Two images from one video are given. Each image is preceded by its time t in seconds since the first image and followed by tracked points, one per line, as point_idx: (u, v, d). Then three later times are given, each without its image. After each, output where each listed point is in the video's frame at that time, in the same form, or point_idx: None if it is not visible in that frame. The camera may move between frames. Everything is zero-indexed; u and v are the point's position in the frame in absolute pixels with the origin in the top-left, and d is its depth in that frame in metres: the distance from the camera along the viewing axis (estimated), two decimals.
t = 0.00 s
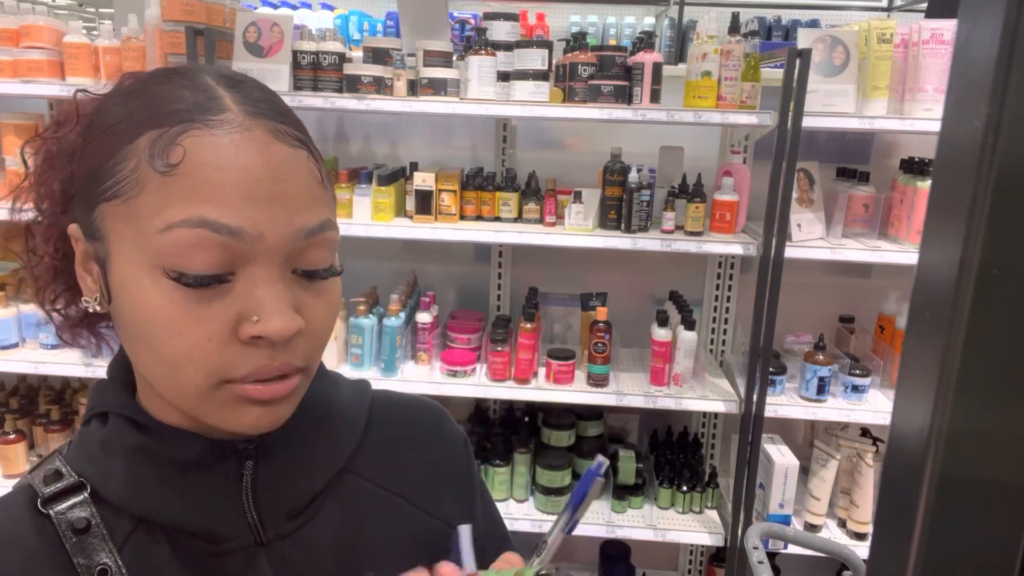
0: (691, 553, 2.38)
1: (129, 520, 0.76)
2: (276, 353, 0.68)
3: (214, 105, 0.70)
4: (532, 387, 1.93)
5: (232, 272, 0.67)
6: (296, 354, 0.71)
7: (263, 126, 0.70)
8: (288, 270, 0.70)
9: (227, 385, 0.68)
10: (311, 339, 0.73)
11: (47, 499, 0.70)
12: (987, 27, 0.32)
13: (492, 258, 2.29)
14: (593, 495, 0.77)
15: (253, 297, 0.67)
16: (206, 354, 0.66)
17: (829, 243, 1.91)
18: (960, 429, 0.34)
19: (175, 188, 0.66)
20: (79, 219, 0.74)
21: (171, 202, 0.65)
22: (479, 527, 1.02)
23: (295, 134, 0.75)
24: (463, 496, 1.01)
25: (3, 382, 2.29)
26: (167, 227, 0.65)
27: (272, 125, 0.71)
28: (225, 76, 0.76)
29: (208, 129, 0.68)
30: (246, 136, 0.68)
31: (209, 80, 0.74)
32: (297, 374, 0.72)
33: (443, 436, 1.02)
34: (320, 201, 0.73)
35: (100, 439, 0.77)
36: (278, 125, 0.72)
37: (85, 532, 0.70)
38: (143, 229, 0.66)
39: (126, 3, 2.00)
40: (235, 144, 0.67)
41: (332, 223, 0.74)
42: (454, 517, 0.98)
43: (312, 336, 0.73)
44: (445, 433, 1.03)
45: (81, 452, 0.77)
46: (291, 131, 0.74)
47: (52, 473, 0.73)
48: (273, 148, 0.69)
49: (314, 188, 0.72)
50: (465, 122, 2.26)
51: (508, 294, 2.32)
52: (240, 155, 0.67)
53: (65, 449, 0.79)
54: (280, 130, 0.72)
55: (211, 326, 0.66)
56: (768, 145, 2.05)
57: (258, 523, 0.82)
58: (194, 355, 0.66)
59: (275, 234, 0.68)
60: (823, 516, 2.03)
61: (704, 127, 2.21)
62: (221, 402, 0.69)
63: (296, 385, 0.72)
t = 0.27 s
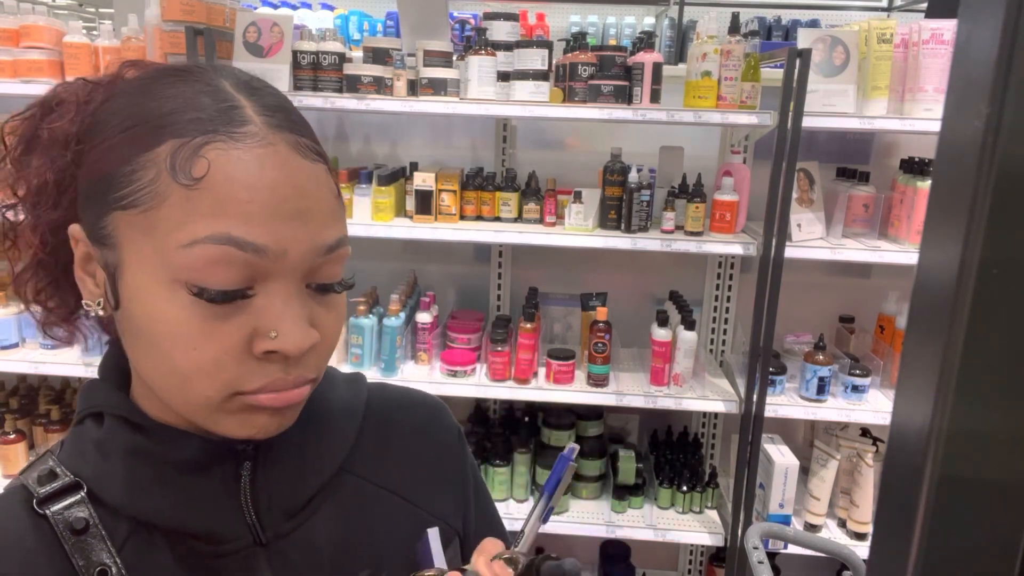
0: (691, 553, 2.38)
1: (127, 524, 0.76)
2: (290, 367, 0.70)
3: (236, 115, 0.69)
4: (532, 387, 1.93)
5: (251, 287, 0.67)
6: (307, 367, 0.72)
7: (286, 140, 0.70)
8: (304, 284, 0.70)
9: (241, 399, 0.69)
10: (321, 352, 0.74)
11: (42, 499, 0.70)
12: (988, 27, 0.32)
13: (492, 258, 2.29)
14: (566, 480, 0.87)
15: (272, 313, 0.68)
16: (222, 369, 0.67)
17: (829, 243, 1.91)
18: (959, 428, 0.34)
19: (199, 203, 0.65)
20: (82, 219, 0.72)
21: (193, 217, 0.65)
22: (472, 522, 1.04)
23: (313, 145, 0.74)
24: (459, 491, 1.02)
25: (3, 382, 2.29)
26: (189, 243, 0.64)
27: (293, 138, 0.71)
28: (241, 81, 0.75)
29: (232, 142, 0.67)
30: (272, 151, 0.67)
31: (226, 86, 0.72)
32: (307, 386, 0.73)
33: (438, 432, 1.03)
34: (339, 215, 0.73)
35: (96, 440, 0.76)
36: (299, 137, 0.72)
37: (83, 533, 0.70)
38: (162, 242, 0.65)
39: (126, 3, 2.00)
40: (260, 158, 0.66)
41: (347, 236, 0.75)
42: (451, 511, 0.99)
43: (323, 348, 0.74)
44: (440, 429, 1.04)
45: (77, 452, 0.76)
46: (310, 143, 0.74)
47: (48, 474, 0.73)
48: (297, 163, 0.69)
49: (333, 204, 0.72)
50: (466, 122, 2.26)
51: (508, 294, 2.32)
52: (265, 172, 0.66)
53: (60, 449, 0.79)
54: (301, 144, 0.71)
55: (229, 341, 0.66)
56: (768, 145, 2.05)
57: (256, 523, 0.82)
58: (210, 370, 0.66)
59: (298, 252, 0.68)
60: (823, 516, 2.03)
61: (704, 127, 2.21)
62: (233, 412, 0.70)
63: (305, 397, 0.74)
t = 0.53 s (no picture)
0: (691, 553, 2.38)
1: (120, 525, 0.75)
2: (295, 377, 0.70)
3: (259, 122, 0.70)
4: (532, 387, 1.93)
5: (265, 295, 0.67)
6: (312, 377, 0.73)
7: (307, 149, 0.71)
8: (315, 293, 0.71)
9: (244, 408, 0.69)
10: (325, 362, 0.75)
11: (33, 506, 0.69)
12: (988, 27, 0.32)
13: (492, 258, 2.29)
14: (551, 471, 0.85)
15: (282, 321, 0.68)
16: (229, 377, 0.67)
17: (829, 243, 1.91)
18: (959, 428, 0.34)
19: (220, 209, 0.65)
20: (93, 219, 0.71)
21: (212, 222, 0.65)
22: (468, 520, 1.04)
23: (329, 155, 0.76)
24: (454, 489, 1.02)
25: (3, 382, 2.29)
26: (207, 248, 0.64)
27: (313, 148, 0.72)
28: (261, 89, 0.76)
29: (255, 149, 0.67)
30: (293, 160, 0.68)
31: (246, 93, 0.73)
32: (307, 398, 0.74)
33: (432, 431, 1.04)
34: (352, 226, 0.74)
35: (88, 445, 0.75)
36: (317, 148, 0.73)
37: (76, 539, 0.69)
38: (178, 246, 0.65)
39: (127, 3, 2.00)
40: (281, 166, 0.67)
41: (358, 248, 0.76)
42: (447, 509, 1.00)
43: (328, 358, 0.75)
44: (434, 427, 1.05)
45: (68, 457, 0.75)
46: (328, 153, 0.75)
47: (38, 480, 0.71)
48: (316, 173, 0.70)
49: (349, 217, 0.73)
50: (465, 122, 2.26)
51: (508, 294, 2.32)
52: (286, 180, 0.67)
53: (51, 454, 0.78)
54: (320, 154, 0.73)
55: (239, 348, 0.66)
56: (768, 145, 2.05)
57: (253, 523, 0.83)
58: (218, 377, 0.66)
59: (313, 261, 0.68)
60: (823, 517, 2.03)
61: (704, 127, 2.21)
62: (235, 424, 0.70)
63: (304, 408, 0.75)
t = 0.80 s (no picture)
0: (691, 553, 2.38)
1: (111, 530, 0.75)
2: (295, 384, 0.71)
3: (293, 130, 0.71)
4: (532, 387, 1.93)
5: (282, 299, 0.67)
6: (310, 385, 0.73)
7: (337, 162, 0.72)
8: (327, 302, 0.71)
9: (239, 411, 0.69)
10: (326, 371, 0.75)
11: (24, 510, 0.69)
12: (988, 27, 0.32)
13: (492, 258, 2.29)
14: (542, 460, 0.84)
15: (293, 326, 0.68)
16: (234, 377, 0.67)
17: (829, 243, 1.91)
18: (959, 429, 0.34)
19: (250, 209, 0.65)
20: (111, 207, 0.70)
21: (240, 222, 0.65)
22: (467, 518, 1.04)
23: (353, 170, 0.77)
24: (451, 488, 1.02)
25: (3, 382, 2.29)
26: (233, 246, 0.64)
27: (341, 161, 0.73)
28: (294, 100, 0.76)
29: (291, 155, 0.68)
30: (326, 170, 0.69)
31: (281, 101, 0.74)
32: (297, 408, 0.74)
33: (428, 430, 1.04)
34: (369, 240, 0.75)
35: (80, 447, 0.75)
36: (345, 162, 0.74)
37: (67, 543, 0.69)
38: (203, 242, 0.65)
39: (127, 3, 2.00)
40: (312, 174, 0.68)
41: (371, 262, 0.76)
42: (444, 509, 1.00)
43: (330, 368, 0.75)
44: (430, 426, 1.04)
45: (61, 459, 0.75)
46: (353, 169, 0.76)
47: (30, 483, 0.72)
48: (344, 185, 0.71)
49: (369, 235, 0.73)
50: (465, 122, 2.26)
51: (508, 294, 2.32)
52: (315, 188, 0.67)
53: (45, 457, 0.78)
54: (348, 168, 0.74)
55: (250, 349, 0.66)
56: (768, 145, 2.05)
57: (245, 526, 0.83)
58: (223, 377, 0.66)
59: (332, 272, 0.69)
60: (823, 516, 2.03)
61: (704, 127, 2.21)
62: (230, 425, 0.69)
63: (293, 418, 0.75)
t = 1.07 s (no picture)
0: (691, 553, 2.38)
1: (112, 531, 0.75)
2: (295, 390, 0.71)
3: (300, 137, 0.70)
4: (532, 387, 1.93)
5: (283, 306, 0.67)
6: (312, 391, 0.73)
7: (342, 170, 0.72)
8: (328, 310, 0.70)
9: (241, 415, 0.69)
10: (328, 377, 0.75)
11: (25, 511, 0.69)
12: (987, 27, 0.32)
13: (492, 258, 2.29)
14: (543, 464, 0.84)
15: (294, 334, 0.68)
16: (234, 383, 0.67)
17: (829, 243, 1.91)
18: (959, 429, 0.34)
19: (252, 217, 0.65)
20: (115, 207, 0.70)
21: (241, 229, 0.65)
22: (468, 520, 1.04)
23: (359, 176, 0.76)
24: (452, 489, 1.02)
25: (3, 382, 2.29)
26: (234, 253, 0.64)
27: (347, 168, 0.73)
28: (303, 105, 0.76)
29: (295, 163, 0.68)
30: (330, 179, 0.69)
31: (289, 106, 0.74)
32: (301, 413, 0.74)
33: (429, 431, 1.04)
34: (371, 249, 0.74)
35: (80, 448, 0.75)
36: (350, 169, 0.74)
37: (66, 544, 0.69)
38: (205, 248, 0.65)
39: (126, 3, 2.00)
40: (316, 182, 0.68)
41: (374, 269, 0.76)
42: (445, 509, 1.00)
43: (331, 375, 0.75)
44: (432, 427, 1.05)
45: (61, 460, 0.75)
46: (358, 175, 0.76)
47: (31, 484, 0.72)
48: (348, 193, 0.70)
49: (372, 242, 0.73)
50: (465, 122, 2.26)
51: (508, 294, 2.32)
52: (317, 196, 0.67)
53: (45, 457, 0.78)
54: (353, 175, 0.74)
55: (250, 355, 0.66)
56: (768, 145, 2.05)
57: (245, 528, 0.83)
58: (223, 382, 0.66)
59: (333, 282, 0.68)
60: (823, 517, 2.04)
61: (704, 127, 2.21)
62: (230, 429, 0.70)
63: (297, 421, 0.75)
